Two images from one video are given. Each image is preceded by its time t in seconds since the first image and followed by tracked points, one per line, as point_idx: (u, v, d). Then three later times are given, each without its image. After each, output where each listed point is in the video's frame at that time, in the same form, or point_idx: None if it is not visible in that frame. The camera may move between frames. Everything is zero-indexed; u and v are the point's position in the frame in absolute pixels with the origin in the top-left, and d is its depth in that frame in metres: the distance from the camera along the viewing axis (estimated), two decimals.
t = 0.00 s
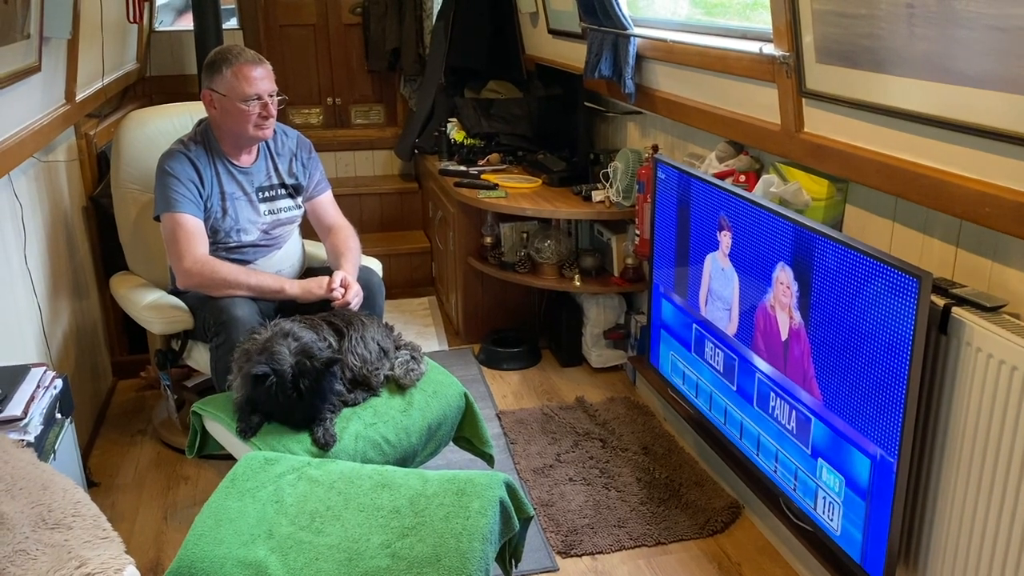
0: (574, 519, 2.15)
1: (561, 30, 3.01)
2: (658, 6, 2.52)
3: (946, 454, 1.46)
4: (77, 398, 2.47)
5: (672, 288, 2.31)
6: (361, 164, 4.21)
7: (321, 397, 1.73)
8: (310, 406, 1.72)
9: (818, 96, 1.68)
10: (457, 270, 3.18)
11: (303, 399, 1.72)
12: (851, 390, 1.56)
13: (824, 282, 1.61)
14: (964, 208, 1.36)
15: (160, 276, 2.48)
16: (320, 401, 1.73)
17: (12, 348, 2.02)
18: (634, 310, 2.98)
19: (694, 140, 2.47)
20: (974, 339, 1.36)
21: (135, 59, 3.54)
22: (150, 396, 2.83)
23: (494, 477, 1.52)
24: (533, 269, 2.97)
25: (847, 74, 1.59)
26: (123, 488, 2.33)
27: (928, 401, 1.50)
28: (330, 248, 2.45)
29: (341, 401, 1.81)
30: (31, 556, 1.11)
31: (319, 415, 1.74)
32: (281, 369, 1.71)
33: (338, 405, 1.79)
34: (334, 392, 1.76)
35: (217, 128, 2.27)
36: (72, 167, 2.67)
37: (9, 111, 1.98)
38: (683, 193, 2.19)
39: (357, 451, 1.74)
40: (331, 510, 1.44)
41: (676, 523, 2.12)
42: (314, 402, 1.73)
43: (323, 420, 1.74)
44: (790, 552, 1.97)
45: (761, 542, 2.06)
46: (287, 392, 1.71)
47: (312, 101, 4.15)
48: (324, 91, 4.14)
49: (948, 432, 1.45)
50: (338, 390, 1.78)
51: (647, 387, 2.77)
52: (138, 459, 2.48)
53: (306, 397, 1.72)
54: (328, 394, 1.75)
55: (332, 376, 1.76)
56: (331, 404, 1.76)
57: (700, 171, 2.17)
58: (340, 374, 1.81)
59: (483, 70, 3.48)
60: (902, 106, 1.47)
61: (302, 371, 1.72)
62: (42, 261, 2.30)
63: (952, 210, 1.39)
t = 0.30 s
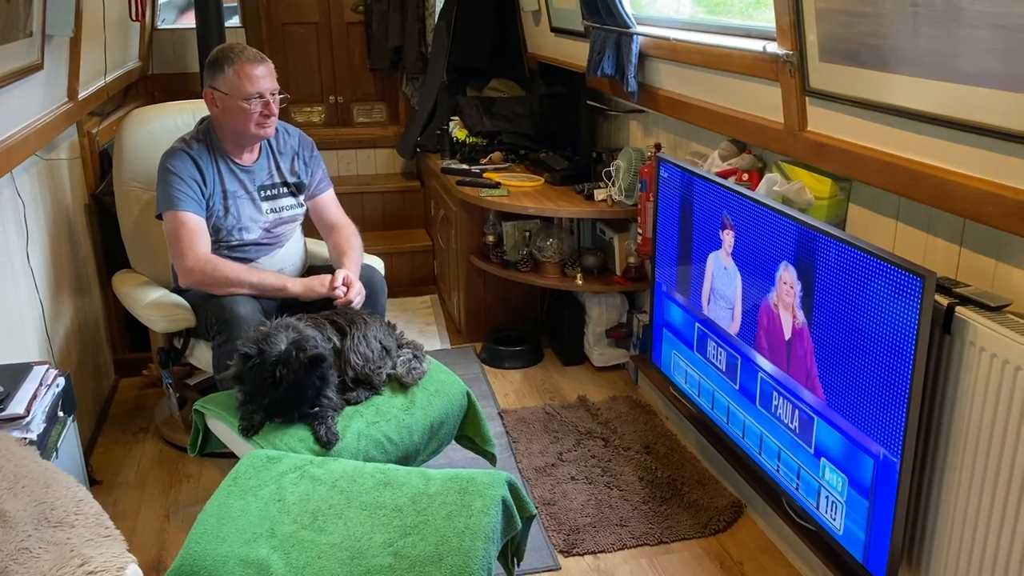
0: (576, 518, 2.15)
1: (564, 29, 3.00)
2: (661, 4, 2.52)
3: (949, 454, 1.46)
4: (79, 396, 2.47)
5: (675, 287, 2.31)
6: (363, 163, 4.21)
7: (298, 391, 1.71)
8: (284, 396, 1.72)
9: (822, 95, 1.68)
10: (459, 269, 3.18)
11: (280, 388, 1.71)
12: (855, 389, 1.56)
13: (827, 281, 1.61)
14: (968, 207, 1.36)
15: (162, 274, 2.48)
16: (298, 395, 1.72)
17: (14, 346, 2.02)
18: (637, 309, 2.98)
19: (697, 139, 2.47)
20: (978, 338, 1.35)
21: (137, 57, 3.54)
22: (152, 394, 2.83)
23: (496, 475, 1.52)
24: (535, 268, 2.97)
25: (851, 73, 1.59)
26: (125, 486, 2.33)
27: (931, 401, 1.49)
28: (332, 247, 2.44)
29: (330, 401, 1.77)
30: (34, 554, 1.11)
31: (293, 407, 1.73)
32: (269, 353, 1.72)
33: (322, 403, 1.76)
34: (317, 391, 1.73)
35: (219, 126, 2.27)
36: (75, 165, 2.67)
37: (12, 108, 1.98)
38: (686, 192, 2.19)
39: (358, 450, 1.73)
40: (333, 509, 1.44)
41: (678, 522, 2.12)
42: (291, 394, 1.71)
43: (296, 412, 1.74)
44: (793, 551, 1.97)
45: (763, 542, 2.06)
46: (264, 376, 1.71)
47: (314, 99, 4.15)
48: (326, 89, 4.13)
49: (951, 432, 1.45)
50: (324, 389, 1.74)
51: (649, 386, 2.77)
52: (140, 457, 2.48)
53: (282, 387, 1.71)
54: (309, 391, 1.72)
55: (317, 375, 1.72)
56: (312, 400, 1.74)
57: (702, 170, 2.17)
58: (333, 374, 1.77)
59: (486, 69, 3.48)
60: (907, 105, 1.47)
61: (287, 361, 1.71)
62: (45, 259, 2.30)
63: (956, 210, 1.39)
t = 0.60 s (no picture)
0: (578, 515, 2.14)
1: (566, 25, 3.00)
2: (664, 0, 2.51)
3: (953, 451, 1.45)
4: (81, 392, 2.47)
5: (678, 284, 2.30)
6: (365, 159, 4.21)
7: (277, 386, 1.70)
8: (263, 389, 1.70)
9: (827, 91, 1.67)
10: (461, 265, 3.17)
11: (261, 382, 1.70)
12: (858, 386, 1.55)
13: (830, 277, 1.60)
14: (973, 204, 1.35)
15: (164, 270, 2.47)
16: (279, 391, 1.70)
17: (16, 342, 2.02)
18: (639, 306, 2.97)
19: (700, 135, 2.46)
20: (982, 335, 1.35)
21: (139, 53, 3.54)
22: (154, 390, 2.83)
23: (498, 472, 1.52)
24: (537, 265, 2.97)
25: (855, 69, 1.58)
26: (127, 483, 2.33)
27: (935, 399, 1.49)
28: (334, 243, 2.44)
29: (316, 403, 1.75)
30: (35, 549, 1.11)
31: (273, 402, 1.72)
32: (257, 345, 1.73)
33: (307, 401, 1.74)
34: (298, 389, 1.71)
35: (222, 122, 2.26)
36: (77, 162, 2.67)
37: (13, 104, 1.97)
38: (689, 189, 2.18)
39: (360, 446, 1.73)
40: (335, 505, 1.44)
41: (681, 519, 2.12)
42: (271, 389, 1.70)
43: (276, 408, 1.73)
44: (796, 549, 1.96)
45: (765, 539, 2.06)
46: (247, 368, 1.72)
47: (316, 96, 4.14)
48: (329, 85, 4.13)
49: (955, 429, 1.44)
50: (307, 388, 1.72)
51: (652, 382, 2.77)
52: (142, 453, 2.48)
53: (261, 380, 1.70)
54: (290, 388, 1.70)
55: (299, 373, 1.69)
56: (293, 398, 1.72)
57: (705, 166, 2.16)
58: (320, 374, 1.74)
59: (488, 65, 3.47)
60: (911, 101, 1.46)
61: (271, 355, 1.70)
62: (47, 255, 2.30)
63: (960, 206, 1.38)
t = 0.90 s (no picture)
0: (581, 511, 2.14)
1: (570, 21, 2.99)
2: None
3: (957, 449, 1.45)
4: (84, 389, 2.47)
5: (681, 281, 2.30)
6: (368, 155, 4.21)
7: (272, 383, 1.69)
8: (256, 384, 1.70)
9: (831, 87, 1.67)
10: (464, 262, 3.17)
11: (254, 376, 1.70)
12: (862, 383, 1.55)
13: (834, 274, 1.60)
14: (978, 200, 1.35)
15: (167, 266, 2.47)
16: (274, 388, 1.70)
17: (19, 338, 2.03)
18: (642, 303, 2.97)
19: (703, 132, 2.46)
20: (987, 332, 1.34)
21: (142, 49, 3.53)
22: (157, 386, 2.84)
23: (501, 469, 1.52)
24: (540, 262, 2.97)
25: (859, 64, 1.57)
26: (130, 479, 2.33)
27: (939, 396, 1.49)
28: (337, 240, 2.44)
29: (309, 403, 1.74)
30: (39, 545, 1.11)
31: (266, 399, 1.70)
32: (255, 340, 1.74)
33: (303, 400, 1.73)
34: (293, 387, 1.70)
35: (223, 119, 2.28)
36: (80, 158, 2.67)
37: (16, 100, 1.98)
38: (692, 185, 2.18)
39: (363, 443, 1.73)
40: (338, 502, 1.44)
41: (683, 515, 2.11)
42: (267, 386, 1.69)
43: (270, 406, 1.71)
44: (799, 546, 1.96)
45: (768, 536, 2.05)
46: (243, 362, 1.72)
47: (319, 92, 4.14)
48: (331, 82, 4.13)
49: (959, 427, 1.44)
50: (302, 387, 1.71)
51: (654, 380, 2.77)
52: (145, 449, 2.48)
53: (255, 374, 1.70)
54: (285, 385, 1.69)
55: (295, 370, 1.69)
56: (289, 395, 1.71)
57: (709, 163, 2.16)
58: (316, 373, 1.74)
59: (491, 61, 3.47)
60: (916, 97, 1.45)
61: (267, 351, 1.71)
62: (50, 251, 2.30)
63: (965, 202, 1.38)
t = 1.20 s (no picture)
0: (585, 508, 2.14)
1: (574, 17, 2.99)
2: None
3: (962, 446, 1.45)
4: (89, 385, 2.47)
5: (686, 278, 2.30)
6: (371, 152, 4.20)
7: (270, 375, 1.70)
8: (255, 376, 1.70)
9: (836, 83, 1.66)
10: (467, 258, 3.17)
11: (254, 368, 1.70)
12: (867, 380, 1.55)
13: (839, 271, 1.59)
14: (983, 197, 1.34)
15: (171, 263, 2.48)
16: (272, 379, 1.70)
17: (24, 334, 2.03)
18: (646, 299, 2.96)
19: (707, 128, 2.45)
20: (992, 329, 1.34)
21: (146, 46, 3.54)
22: (161, 383, 2.84)
23: (506, 466, 1.52)
24: (543, 258, 2.96)
25: (865, 61, 1.57)
26: (135, 475, 2.34)
27: (944, 393, 1.48)
28: (340, 236, 2.44)
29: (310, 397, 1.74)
30: (44, 542, 1.12)
31: (266, 391, 1.71)
32: (257, 332, 1.74)
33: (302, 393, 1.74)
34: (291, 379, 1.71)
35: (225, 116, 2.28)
36: (84, 155, 2.67)
37: (21, 97, 1.98)
38: (697, 182, 2.18)
39: (367, 439, 1.74)
40: (342, 498, 1.44)
41: (687, 512, 2.11)
42: (265, 377, 1.70)
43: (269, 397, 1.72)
44: (803, 543, 1.96)
45: (772, 533, 2.05)
46: (244, 353, 1.73)
47: (323, 89, 4.14)
48: (335, 79, 4.13)
49: (964, 425, 1.44)
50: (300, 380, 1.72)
51: (658, 376, 2.76)
52: (149, 446, 2.49)
53: (255, 366, 1.70)
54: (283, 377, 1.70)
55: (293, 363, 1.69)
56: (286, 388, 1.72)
57: (714, 159, 2.15)
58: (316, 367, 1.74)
59: (495, 58, 3.46)
60: (921, 93, 1.45)
61: (267, 343, 1.71)
62: (54, 248, 2.30)
63: (971, 199, 1.37)
